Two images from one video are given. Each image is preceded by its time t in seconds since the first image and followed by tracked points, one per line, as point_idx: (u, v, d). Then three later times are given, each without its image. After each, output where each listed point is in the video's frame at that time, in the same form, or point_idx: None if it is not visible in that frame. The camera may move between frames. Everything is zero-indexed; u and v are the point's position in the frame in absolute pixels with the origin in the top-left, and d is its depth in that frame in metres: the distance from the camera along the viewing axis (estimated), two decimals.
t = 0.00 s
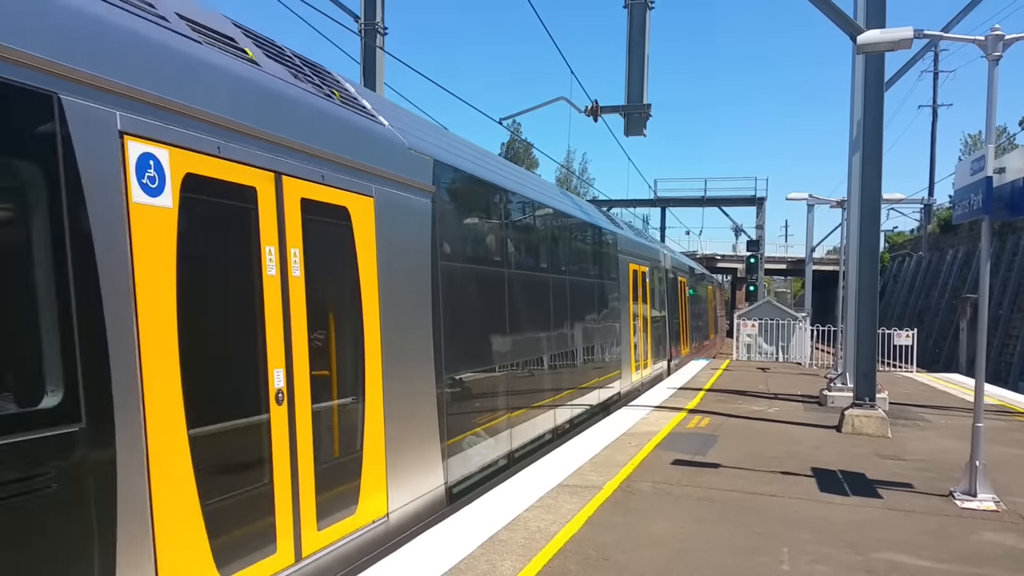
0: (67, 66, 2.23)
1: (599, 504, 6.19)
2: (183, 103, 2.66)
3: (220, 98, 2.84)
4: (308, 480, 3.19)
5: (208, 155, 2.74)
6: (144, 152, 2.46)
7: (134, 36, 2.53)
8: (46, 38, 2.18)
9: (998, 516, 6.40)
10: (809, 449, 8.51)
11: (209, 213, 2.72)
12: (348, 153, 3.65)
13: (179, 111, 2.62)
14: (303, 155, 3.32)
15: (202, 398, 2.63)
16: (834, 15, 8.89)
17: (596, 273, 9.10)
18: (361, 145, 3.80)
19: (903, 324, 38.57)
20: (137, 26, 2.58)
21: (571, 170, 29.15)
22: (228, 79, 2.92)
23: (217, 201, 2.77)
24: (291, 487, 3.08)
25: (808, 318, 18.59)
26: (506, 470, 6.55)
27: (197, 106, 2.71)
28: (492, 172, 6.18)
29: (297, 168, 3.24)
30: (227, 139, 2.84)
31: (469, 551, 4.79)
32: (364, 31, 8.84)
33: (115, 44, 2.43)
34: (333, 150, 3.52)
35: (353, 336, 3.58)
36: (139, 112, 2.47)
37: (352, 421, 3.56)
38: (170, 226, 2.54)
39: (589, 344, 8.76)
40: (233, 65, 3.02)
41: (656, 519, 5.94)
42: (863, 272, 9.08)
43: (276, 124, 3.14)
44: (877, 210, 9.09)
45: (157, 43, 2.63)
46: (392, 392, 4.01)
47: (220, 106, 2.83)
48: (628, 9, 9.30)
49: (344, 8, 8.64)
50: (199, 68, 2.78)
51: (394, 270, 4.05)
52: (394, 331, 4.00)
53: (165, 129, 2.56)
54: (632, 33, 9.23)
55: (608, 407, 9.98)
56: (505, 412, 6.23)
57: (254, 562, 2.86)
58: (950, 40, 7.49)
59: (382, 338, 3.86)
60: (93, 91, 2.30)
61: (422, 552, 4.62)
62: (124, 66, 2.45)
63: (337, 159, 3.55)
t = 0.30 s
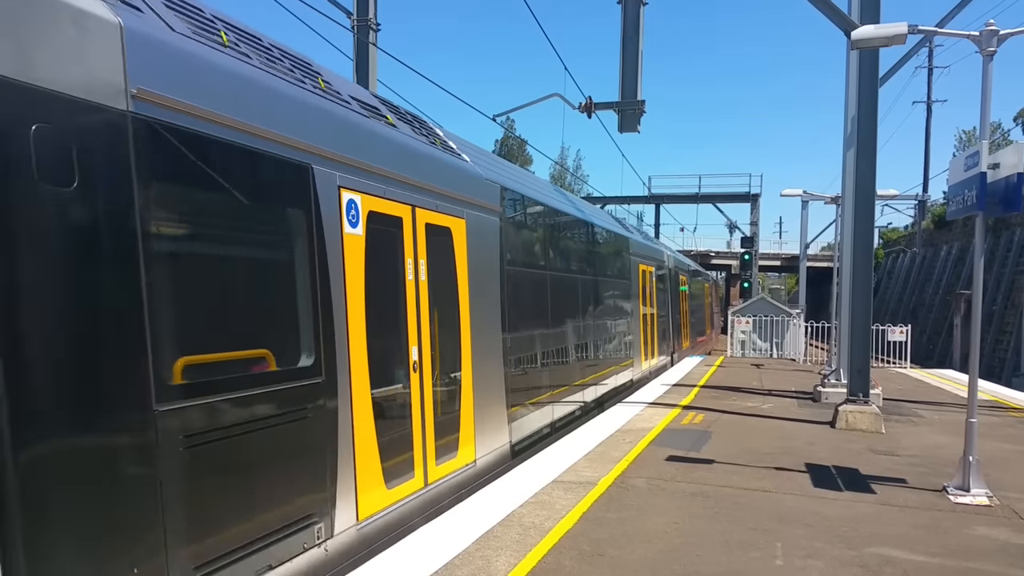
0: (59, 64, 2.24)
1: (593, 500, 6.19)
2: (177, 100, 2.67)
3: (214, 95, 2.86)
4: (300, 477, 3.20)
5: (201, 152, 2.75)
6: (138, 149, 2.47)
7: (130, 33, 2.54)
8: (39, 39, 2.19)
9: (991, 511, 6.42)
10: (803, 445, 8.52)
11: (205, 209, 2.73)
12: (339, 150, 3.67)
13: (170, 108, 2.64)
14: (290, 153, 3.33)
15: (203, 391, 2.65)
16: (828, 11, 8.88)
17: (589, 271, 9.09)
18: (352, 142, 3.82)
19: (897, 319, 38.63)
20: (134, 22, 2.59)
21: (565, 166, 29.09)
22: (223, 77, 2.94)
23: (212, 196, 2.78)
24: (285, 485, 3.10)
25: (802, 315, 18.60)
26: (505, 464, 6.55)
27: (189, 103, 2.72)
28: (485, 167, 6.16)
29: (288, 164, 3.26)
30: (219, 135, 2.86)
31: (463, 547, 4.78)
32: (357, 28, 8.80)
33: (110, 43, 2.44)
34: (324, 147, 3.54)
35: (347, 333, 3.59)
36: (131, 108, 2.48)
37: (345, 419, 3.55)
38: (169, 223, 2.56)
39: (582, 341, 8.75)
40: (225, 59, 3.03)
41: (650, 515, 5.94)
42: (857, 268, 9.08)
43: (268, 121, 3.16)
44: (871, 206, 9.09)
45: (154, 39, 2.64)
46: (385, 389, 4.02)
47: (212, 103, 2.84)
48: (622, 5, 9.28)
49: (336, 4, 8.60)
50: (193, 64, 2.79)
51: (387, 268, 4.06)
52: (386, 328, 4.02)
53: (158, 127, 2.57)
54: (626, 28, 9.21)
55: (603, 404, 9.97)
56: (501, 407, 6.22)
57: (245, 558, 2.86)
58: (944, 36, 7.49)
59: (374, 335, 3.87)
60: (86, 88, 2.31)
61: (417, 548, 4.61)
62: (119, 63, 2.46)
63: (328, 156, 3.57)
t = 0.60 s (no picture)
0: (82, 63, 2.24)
1: (591, 499, 6.21)
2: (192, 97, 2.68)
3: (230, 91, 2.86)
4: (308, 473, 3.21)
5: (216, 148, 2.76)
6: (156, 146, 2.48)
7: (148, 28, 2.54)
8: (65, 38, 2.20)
9: (987, 509, 6.44)
10: (801, 443, 8.54)
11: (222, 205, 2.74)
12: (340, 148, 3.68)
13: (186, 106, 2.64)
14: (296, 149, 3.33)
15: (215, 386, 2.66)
16: (825, 10, 8.91)
17: (587, 270, 9.10)
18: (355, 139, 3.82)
19: (894, 318, 38.71)
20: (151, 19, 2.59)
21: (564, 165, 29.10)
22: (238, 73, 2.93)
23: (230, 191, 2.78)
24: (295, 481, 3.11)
25: (800, 313, 18.64)
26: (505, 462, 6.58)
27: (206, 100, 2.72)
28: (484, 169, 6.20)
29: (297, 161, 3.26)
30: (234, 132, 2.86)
31: (462, 546, 4.78)
32: (355, 26, 8.82)
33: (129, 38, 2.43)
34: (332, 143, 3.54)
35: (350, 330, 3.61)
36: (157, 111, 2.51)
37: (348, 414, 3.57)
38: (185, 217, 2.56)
39: (580, 339, 8.77)
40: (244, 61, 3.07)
41: (648, 514, 5.95)
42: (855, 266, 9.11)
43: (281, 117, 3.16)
44: (868, 205, 9.12)
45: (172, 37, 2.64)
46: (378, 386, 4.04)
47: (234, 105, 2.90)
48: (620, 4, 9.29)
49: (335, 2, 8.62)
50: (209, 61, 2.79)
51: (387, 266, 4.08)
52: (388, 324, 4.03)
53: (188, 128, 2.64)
54: (625, 28, 9.23)
55: (601, 402, 9.99)
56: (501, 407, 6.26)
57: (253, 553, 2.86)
58: (940, 35, 7.52)
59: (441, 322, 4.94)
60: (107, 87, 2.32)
61: (417, 546, 4.63)
62: (151, 63, 2.52)
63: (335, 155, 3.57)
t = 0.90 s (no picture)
0: (51, 60, 2.36)
1: (588, 498, 6.22)
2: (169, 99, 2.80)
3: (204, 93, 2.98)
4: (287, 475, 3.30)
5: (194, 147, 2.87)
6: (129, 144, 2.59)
7: (122, 33, 2.66)
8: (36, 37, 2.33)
9: (982, 505, 6.47)
10: (796, 441, 8.56)
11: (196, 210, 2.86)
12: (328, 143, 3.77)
13: (161, 104, 2.76)
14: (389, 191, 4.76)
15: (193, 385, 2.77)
16: (817, 9, 8.93)
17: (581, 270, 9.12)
18: (348, 140, 3.98)
19: (887, 315, 38.83)
20: (126, 23, 2.72)
21: (557, 165, 29.09)
22: (213, 73, 3.06)
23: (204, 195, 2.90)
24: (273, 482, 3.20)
25: (794, 312, 18.67)
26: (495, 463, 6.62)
27: (180, 99, 2.84)
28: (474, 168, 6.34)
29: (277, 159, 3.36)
30: (211, 131, 2.98)
31: (459, 547, 4.78)
32: (348, 27, 8.80)
33: (102, 42, 2.56)
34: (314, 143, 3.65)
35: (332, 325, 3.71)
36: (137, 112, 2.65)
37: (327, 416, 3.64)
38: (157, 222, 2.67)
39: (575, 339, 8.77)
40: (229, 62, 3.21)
41: (645, 513, 5.96)
42: (848, 264, 9.14)
43: (260, 118, 3.28)
44: (861, 203, 9.15)
45: (145, 37, 2.78)
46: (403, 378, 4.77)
47: (216, 105, 3.03)
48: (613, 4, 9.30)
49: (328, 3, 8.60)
50: (184, 62, 2.92)
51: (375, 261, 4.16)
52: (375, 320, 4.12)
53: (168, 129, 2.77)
54: (617, 27, 9.24)
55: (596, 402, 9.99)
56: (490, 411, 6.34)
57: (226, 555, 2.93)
58: (932, 33, 7.54)
59: (508, 316, 6.68)
60: (78, 85, 2.45)
61: (414, 548, 4.63)
62: (129, 65, 2.66)
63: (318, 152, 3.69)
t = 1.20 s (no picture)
0: (55, 63, 2.33)
1: (579, 496, 6.21)
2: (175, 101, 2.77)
3: (211, 96, 2.96)
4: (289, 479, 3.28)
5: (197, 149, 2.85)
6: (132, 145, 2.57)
7: (128, 38, 2.65)
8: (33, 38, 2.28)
9: (971, 502, 6.49)
10: (786, 438, 8.57)
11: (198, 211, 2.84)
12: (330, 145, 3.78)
13: (166, 107, 2.73)
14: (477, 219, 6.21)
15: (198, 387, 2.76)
16: (807, 6, 8.93)
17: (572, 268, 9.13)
18: (352, 142, 4.01)
19: (877, 312, 38.96)
20: (128, 27, 2.70)
21: (548, 163, 29.05)
22: (218, 75, 3.04)
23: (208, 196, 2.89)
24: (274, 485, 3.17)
25: (785, 309, 18.72)
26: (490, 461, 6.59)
27: (186, 103, 2.83)
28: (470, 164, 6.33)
29: (275, 161, 3.33)
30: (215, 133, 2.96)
31: (450, 545, 4.76)
32: (337, 24, 8.76)
33: (107, 45, 2.55)
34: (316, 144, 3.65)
35: (332, 327, 3.68)
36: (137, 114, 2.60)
37: (327, 420, 3.61)
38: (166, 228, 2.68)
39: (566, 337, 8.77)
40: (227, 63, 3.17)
41: (636, 510, 5.95)
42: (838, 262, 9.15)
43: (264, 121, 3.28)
44: (851, 201, 9.16)
45: (144, 37, 2.74)
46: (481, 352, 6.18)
47: (217, 105, 2.99)
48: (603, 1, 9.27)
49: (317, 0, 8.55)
50: (189, 65, 2.90)
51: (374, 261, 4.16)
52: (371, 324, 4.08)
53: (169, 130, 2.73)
54: (607, 25, 9.22)
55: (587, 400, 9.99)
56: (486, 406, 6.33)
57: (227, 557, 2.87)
58: (922, 30, 7.55)
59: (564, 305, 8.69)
60: (82, 89, 2.41)
61: (406, 545, 4.61)
62: (130, 66, 2.61)
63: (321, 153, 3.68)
